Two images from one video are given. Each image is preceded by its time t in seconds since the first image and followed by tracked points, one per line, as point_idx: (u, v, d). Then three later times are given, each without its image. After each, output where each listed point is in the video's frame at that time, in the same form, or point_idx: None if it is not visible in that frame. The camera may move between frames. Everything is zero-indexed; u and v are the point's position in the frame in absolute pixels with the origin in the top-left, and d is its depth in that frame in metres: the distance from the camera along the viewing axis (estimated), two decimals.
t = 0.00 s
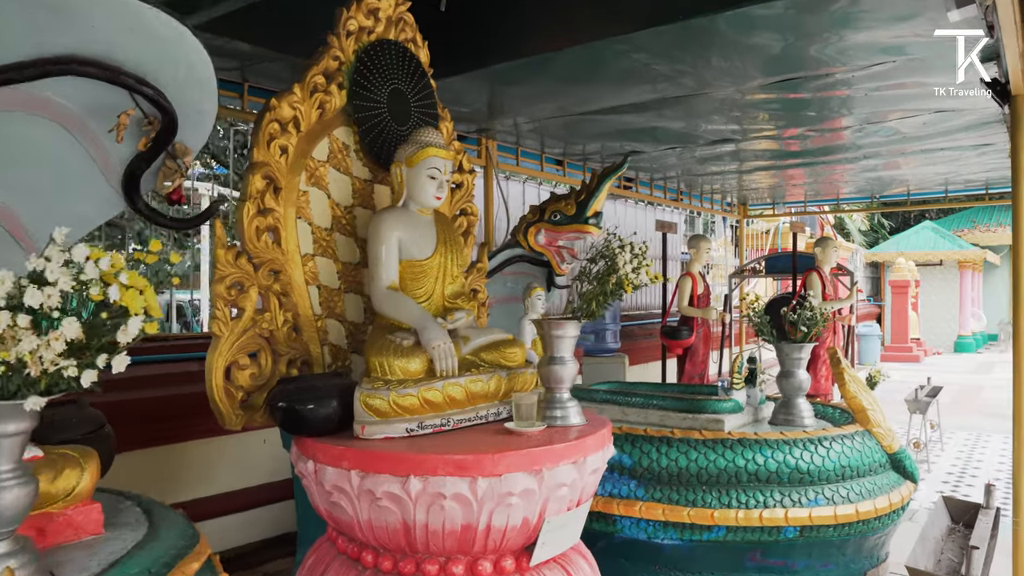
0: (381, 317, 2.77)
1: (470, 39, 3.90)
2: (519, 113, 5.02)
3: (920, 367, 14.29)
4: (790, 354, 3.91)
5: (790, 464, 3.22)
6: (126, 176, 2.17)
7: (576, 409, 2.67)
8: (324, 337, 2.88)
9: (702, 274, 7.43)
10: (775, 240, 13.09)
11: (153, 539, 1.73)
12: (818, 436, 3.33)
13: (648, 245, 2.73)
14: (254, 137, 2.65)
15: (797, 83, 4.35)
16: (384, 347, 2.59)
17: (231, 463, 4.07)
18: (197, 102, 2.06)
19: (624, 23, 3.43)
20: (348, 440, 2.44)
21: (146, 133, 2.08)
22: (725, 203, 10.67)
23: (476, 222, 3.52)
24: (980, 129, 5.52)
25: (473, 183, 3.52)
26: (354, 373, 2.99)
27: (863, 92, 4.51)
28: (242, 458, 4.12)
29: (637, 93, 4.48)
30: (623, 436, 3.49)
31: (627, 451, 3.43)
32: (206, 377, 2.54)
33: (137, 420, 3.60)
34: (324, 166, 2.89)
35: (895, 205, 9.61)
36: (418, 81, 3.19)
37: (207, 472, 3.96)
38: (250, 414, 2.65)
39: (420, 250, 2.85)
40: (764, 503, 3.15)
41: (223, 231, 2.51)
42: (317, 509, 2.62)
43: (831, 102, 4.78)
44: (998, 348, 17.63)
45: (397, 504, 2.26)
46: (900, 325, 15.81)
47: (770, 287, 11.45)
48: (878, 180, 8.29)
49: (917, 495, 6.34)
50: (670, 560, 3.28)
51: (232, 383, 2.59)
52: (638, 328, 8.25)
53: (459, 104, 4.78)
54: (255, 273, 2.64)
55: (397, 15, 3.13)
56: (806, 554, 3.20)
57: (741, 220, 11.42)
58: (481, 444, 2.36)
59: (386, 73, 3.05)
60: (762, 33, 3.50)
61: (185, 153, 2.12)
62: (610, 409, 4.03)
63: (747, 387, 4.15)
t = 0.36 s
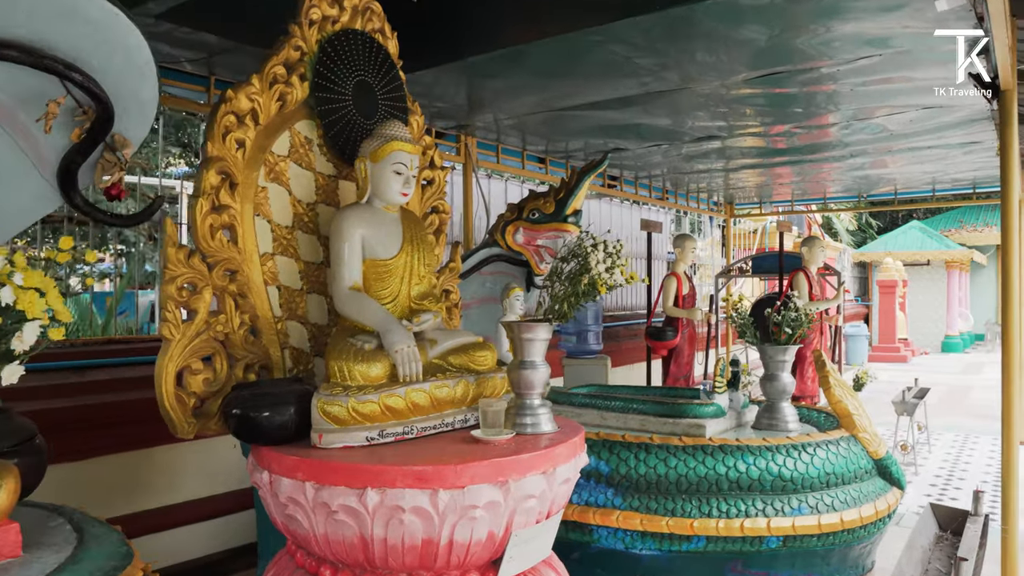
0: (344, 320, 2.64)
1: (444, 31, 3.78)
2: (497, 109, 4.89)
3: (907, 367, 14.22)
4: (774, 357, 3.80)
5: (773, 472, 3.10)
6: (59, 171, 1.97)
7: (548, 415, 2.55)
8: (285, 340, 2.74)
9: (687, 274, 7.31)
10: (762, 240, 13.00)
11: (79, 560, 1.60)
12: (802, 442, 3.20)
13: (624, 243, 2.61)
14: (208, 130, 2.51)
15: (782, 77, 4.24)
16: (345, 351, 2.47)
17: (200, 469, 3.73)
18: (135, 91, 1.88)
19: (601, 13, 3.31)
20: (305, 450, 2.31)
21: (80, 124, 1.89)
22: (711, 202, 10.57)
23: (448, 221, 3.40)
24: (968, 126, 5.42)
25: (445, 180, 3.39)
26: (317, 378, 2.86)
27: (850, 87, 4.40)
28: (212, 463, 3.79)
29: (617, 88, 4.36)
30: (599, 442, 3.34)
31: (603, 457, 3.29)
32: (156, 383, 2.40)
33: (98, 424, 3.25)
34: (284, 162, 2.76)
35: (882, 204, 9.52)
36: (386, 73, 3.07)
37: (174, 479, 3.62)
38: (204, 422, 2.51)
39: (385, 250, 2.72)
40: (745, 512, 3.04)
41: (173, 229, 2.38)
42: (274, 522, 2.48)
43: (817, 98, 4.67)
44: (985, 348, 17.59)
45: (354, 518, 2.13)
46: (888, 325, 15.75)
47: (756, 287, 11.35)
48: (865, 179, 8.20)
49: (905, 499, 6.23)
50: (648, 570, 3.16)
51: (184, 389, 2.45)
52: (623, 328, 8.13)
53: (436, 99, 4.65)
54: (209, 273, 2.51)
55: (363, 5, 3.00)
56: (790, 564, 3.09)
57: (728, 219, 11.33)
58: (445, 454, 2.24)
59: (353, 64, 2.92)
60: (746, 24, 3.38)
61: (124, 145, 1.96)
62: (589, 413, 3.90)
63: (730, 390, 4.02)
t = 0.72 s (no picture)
0: (301, 322, 2.51)
1: (415, 21, 3.65)
2: (473, 104, 4.76)
3: (894, 367, 14.14)
4: (755, 359, 3.67)
5: (752, 479, 2.98)
6: None
7: (515, 422, 2.43)
8: (240, 344, 2.60)
9: (671, 274, 7.19)
10: (748, 240, 12.90)
11: None
12: (782, 448, 3.08)
13: (591, 240, 2.50)
14: (157, 122, 2.36)
15: (764, 70, 4.12)
16: (299, 355, 2.34)
17: (170, 476, 3.59)
18: (58, 72, 1.74)
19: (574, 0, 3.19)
20: (255, 460, 2.18)
21: None
22: (696, 202, 10.47)
23: (416, 218, 3.28)
24: (952, 123, 5.33)
25: (412, 175, 3.27)
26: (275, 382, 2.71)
27: (833, 81, 4.29)
28: (180, 470, 3.64)
29: (595, 81, 4.24)
30: (575, 449, 3.20)
31: (578, 464, 3.16)
32: (99, 389, 2.24)
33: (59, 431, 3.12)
34: (239, 156, 2.62)
35: (868, 204, 9.44)
36: (348, 63, 2.94)
37: (141, 487, 3.48)
38: (151, 431, 2.36)
39: (344, 248, 2.59)
40: (724, 522, 2.92)
41: (117, 226, 2.22)
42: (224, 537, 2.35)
43: (800, 92, 4.55)
44: (971, 348, 17.55)
45: (304, 534, 2.00)
46: (875, 326, 15.67)
47: (742, 287, 11.25)
48: (850, 177, 8.12)
49: (892, 502, 6.12)
50: None
51: (131, 397, 2.30)
52: (608, 330, 8.00)
53: (409, 93, 4.51)
54: (157, 274, 2.35)
55: None
56: None
57: (713, 219, 11.23)
58: (401, 465, 2.11)
59: (312, 54, 2.79)
60: (726, 12, 3.27)
61: (53, 135, 1.80)
62: (567, 417, 3.74)
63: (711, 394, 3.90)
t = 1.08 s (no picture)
0: (255, 324, 2.37)
1: (384, 11, 3.51)
2: (448, 99, 4.63)
3: (881, 368, 14.06)
4: (735, 362, 3.55)
5: (731, 487, 2.86)
6: None
7: (479, 430, 2.33)
8: (192, 347, 2.44)
9: (655, 274, 7.06)
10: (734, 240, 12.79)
11: None
12: (763, 455, 2.96)
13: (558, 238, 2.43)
14: (99, 112, 2.22)
15: (746, 63, 4.00)
16: (249, 359, 2.20)
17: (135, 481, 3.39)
18: None
19: None
20: (199, 471, 2.03)
21: None
22: (682, 201, 10.35)
23: (382, 216, 3.15)
24: (938, 120, 5.23)
25: (378, 171, 3.14)
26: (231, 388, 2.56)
27: (817, 75, 4.18)
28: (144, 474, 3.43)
29: (572, 75, 4.11)
30: (550, 455, 3.05)
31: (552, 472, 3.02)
32: (35, 394, 2.06)
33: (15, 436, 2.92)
34: (190, 149, 2.48)
35: (854, 203, 9.35)
36: (307, 54, 2.81)
37: (104, 492, 3.29)
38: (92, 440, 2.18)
39: (301, 246, 2.46)
40: (702, 532, 2.80)
41: (54, 222, 2.07)
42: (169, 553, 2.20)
43: (783, 87, 4.43)
44: (957, 348, 17.50)
45: (249, 551, 1.86)
46: (862, 325, 15.58)
47: (728, 287, 11.15)
48: (835, 176, 8.02)
49: (878, 506, 6.01)
50: None
51: (69, 404, 2.12)
52: (592, 330, 7.87)
53: (382, 86, 4.37)
54: (100, 274, 2.20)
55: None
56: None
57: (699, 218, 11.11)
58: (353, 478, 1.98)
59: (269, 44, 2.66)
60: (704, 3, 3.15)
61: None
62: (542, 421, 3.62)
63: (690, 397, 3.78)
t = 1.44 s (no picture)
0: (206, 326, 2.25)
1: (354, 1, 3.38)
2: (424, 93, 4.50)
3: (869, 368, 13.97)
4: (717, 364, 3.42)
5: (711, 496, 2.73)
6: None
7: (442, 438, 2.20)
8: (140, 351, 2.31)
9: (639, 274, 6.94)
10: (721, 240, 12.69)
11: None
12: (744, 461, 2.84)
13: (528, 235, 2.31)
14: (36, 102, 2.08)
15: (730, 56, 3.89)
16: (197, 364, 2.07)
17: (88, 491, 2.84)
18: None
19: None
20: (141, 483, 1.90)
21: None
22: (668, 201, 10.24)
23: (348, 213, 3.03)
24: (925, 117, 5.12)
25: (344, 166, 3.01)
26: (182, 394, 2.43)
27: (802, 69, 4.07)
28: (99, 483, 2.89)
29: (551, 68, 3.99)
30: (523, 462, 2.92)
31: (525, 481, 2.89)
32: None
33: None
34: (139, 142, 2.35)
35: (841, 202, 9.26)
36: (269, 42, 2.67)
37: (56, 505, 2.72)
38: (26, 453, 2.06)
39: (255, 244, 2.33)
40: (680, 543, 2.68)
41: None
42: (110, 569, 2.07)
43: (768, 82, 4.32)
44: (945, 348, 17.44)
45: (189, 571, 1.74)
46: (849, 325, 15.48)
47: (715, 287, 11.04)
48: (822, 175, 7.92)
49: (865, 509, 5.90)
50: None
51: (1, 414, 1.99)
52: (576, 331, 7.74)
53: (356, 80, 4.24)
54: (36, 274, 2.07)
55: None
56: None
57: (686, 218, 11.01)
58: (302, 493, 1.86)
59: (227, 32, 2.52)
60: None
61: None
62: (517, 426, 3.50)
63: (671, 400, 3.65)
